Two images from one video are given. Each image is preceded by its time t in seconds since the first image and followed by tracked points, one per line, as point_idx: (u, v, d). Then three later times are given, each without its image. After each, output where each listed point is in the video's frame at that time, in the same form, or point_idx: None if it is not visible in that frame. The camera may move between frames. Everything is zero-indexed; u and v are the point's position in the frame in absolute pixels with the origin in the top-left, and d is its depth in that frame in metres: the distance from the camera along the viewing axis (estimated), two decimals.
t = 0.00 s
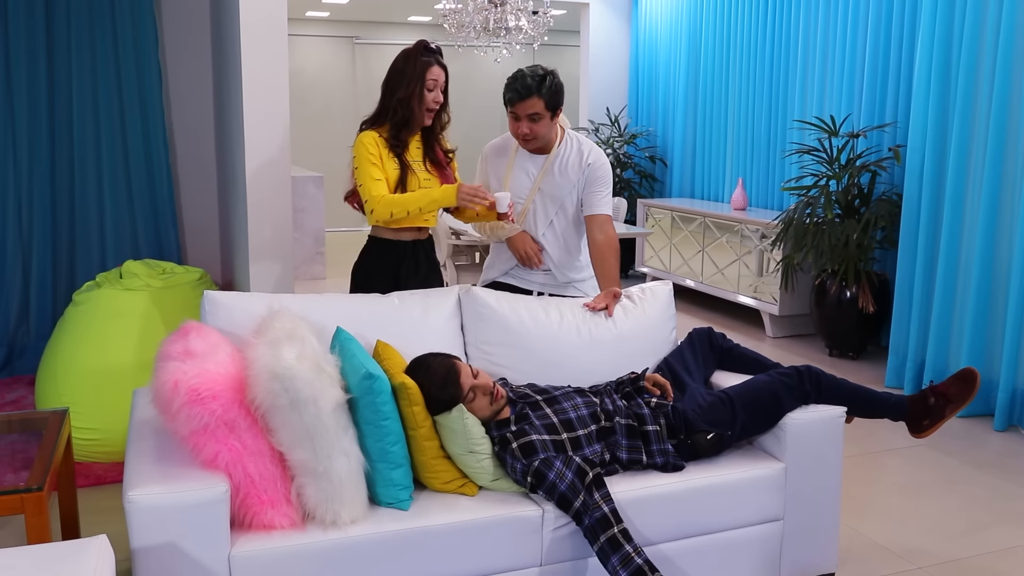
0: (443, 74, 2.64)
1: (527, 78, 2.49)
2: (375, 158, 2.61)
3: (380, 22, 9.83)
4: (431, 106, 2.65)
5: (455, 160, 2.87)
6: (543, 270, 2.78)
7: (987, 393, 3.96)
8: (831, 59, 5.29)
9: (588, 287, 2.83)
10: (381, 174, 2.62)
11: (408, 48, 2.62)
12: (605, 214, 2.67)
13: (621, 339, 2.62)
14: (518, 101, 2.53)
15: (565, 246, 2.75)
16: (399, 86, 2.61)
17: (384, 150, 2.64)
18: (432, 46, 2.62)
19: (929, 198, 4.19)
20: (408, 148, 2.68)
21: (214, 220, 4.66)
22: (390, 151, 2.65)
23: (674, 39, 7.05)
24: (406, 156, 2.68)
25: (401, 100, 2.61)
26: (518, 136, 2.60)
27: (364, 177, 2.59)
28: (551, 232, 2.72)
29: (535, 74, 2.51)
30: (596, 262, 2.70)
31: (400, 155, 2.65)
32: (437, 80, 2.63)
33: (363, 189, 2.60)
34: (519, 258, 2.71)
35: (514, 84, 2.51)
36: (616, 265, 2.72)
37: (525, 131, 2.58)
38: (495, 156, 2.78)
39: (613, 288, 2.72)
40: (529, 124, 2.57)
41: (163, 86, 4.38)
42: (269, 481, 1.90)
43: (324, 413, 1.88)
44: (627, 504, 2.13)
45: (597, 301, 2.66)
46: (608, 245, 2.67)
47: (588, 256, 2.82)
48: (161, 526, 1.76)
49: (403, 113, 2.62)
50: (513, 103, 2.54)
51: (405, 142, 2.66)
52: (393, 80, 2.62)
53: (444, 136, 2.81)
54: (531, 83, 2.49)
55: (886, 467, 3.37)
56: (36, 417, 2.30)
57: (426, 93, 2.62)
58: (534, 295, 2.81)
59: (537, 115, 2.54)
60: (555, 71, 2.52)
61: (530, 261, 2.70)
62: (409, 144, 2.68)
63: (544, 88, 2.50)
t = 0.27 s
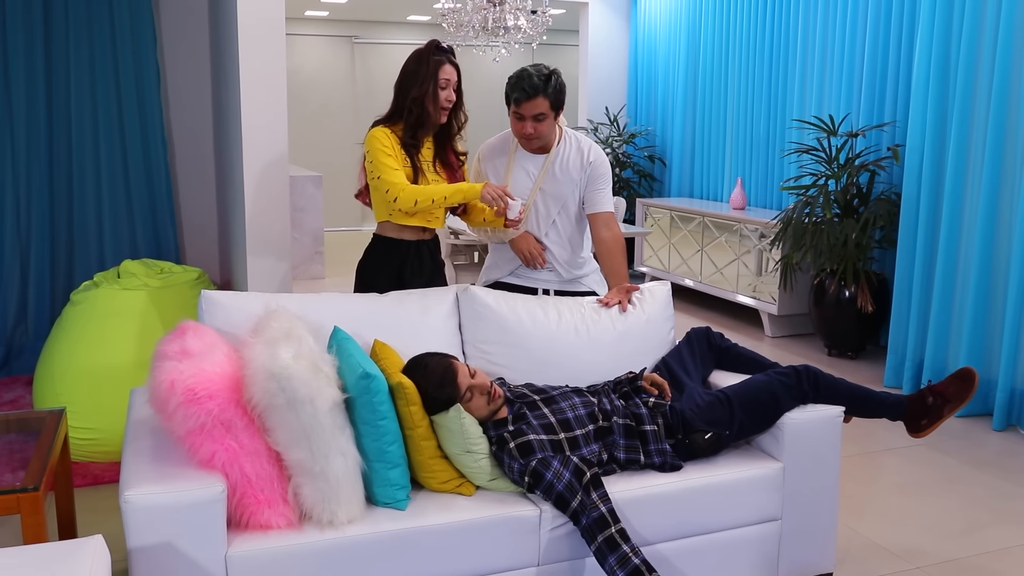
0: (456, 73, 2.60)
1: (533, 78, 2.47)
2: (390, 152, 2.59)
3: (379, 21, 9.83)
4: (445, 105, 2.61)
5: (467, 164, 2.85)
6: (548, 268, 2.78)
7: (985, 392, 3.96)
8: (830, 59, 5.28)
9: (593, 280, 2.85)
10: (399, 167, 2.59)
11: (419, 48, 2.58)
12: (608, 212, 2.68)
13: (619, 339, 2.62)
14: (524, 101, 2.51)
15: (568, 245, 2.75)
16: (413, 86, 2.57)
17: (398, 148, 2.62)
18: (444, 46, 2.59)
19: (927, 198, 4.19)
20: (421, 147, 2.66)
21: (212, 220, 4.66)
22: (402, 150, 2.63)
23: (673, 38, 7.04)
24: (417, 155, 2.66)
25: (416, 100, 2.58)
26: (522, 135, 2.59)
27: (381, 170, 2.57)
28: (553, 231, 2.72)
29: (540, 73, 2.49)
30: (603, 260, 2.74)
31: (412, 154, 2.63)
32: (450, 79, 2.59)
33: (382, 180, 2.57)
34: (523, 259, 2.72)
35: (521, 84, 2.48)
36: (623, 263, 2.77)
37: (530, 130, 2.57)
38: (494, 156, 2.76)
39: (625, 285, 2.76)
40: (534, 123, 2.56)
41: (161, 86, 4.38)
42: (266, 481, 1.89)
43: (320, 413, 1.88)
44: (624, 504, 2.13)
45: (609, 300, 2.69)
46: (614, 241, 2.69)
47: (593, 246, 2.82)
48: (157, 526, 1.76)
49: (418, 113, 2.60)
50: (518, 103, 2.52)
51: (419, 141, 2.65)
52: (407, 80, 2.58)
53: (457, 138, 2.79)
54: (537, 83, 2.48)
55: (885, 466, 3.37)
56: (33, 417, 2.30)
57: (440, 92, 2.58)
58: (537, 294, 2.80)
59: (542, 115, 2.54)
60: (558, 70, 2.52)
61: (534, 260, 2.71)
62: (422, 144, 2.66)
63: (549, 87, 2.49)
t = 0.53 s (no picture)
0: (455, 71, 2.62)
1: (534, 79, 2.47)
2: (384, 151, 2.58)
3: (380, 21, 9.82)
4: (447, 103, 2.63)
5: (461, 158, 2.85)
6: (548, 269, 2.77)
7: (986, 392, 3.96)
8: (831, 58, 5.27)
9: (594, 283, 2.85)
10: (393, 166, 2.58)
11: (418, 46, 2.58)
12: (609, 214, 2.67)
13: (619, 338, 2.61)
14: (524, 102, 2.50)
15: (566, 247, 2.75)
16: (417, 86, 2.56)
17: (393, 146, 2.61)
18: (443, 44, 2.59)
19: (928, 197, 4.19)
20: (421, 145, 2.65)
21: (212, 219, 4.65)
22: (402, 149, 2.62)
23: (673, 38, 7.04)
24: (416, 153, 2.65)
25: (420, 99, 2.57)
26: (523, 136, 2.58)
27: (375, 169, 2.56)
28: (551, 232, 2.71)
29: (541, 74, 2.48)
30: (603, 261, 2.73)
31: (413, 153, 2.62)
32: (449, 77, 2.61)
33: (375, 181, 2.57)
34: (518, 259, 2.71)
35: (522, 86, 2.48)
36: (624, 264, 2.75)
37: (530, 131, 2.57)
38: (494, 156, 2.76)
39: (625, 288, 2.76)
40: (534, 124, 2.55)
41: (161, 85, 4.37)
42: (265, 481, 1.89)
43: (319, 413, 1.87)
44: (623, 504, 2.12)
45: (609, 300, 2.68)
46: (615, 243, 2.68)
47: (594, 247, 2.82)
48: (156, 526, 1.76)
49: (421, 111, 2.59)
50: (519, 104, 2.51)
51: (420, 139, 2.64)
52: (407, 79, 2.57)
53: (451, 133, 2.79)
54: (537, 84, 2.47)
55: (885, 466, 3.36)
56: (32, 416, 2.29)
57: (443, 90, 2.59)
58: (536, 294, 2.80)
59: (542, 116, 2.53)
60: (559, 71, 2.52)
61: (529, 261, 2.70)
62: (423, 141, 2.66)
63: (550, 88, 2.48)
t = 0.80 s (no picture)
0: (447, 72, 2.60)
1: (535, 72, 2.48)
2: (379, 143, 2.57)
3: (378, 20, 9.81)
4: (435, 104, 2.61)
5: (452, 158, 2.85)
6: (544, 268, 2.77)
7: (983, 392, 3.96)
8: (828, 58, 5.28)
9: (592, 283, 2.85)
10: (391, 158, 2.57)
11: (411, 45, 2.56)
12: (607, 213, 2.67)
13: (616, 339, 2.61)
14: (525, 95, 2.50)
15: (563, 245, 2.74)
16: (404, 84, 2.55)
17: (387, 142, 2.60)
18: (437, 44, 2.58)
19: (926, 198, 4.18)
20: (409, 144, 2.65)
21: (209, 218, 4.65)
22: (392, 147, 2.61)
23: (671, 38, 7.04)
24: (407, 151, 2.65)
25: (406, 97, 2.57)
26: (522, 131, 2.57)
27: (374, 160, 2.54)
28: (548, 230, 2.71)
29: (542, 69, 2.50)
30: (601, 261, 2.72)
31: (402, 151, 2.62)
32: (441, 79, 2.58)
33: (375, 171, 2.53)
34: (515, 256, 2.71)
35: (522, 78, 2.49)
36: (621, 264, 2.74)
37: (531, 126, 2.55)
38: (493, 154, 2.76)
39: (623, 287, 2.75)
40: (534, 118, 2.54)
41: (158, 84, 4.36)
42: (261, 481, 1.88)
43: (315, 413, 1.87)
44: (621, 504, 2.12)
45: (607, 300, 2.68)
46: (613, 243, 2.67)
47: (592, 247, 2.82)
48: (150, 527, 1.75)
49: (407, 110, 2.59)
50: (520, 97, 2.51)
51: (408, 138, 2.63)
52: (396, 77, 2.56)
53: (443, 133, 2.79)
54: (538, 77, 2.48)
55: (883, 466, 3.36)
56: (27, 416, 2.28)
57: (431, 91, 2.57)
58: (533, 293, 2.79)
59: (543, 110, 2.52)
60: (560, 67, 2.53)
61: (526, 258, 2.70)
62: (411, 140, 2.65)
63: (551, 82, 2.49)
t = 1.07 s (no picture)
0: (444, 70, 2.59)
1: (538, 74, 2.46)
2: (382, 139, 2.55)
3: (378, 20, 9.80)
4: (432, 101, 2.60)
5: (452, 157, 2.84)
6: (544, 266, 2.76)
7: (984, 392, 3.95)
8: (829, 57, 5.27)
9: (592, 282, 2.84)
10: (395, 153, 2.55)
11: (408, 43, 2.56)
12: (607, 212, 2.67)
13: (616, 338, 2.60)
14: (528, 96, 2.49)
15: (564, 243, 2.74)
16: (401, 81, 2.55)
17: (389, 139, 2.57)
18: (433, 42, 2.57)
19: (927, 197, 4.18)
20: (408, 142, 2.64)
21: (209, 218, 4.64)
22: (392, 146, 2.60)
23: (672, 37, 7.03)
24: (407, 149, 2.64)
25: (403, 95, 2.56)
26: (524, 131, 2.58)
27: (380, 154, 2.50)
28: (548, 228, 2.70)
29: (546, 70, 2.48)
30: (601, 260, 2.71)
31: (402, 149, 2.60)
32: (438, 76, 2.58)
33: (382, 165, 2.50)
34: (515, 254, 2.71)
35: (526, 80, 2.47)
36: (622, 262, 2.73)
37: (533, 126, 2.56)
38: (494, 152, 2.76)
39: (623, 285, 2.74)
40: (537, 119, 2.55)
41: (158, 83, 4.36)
42: (261, 481, 1.88)
43: (315, 413, 1.86)
44: (621, 504, 2.11)
45: (607, 299, 2.67)
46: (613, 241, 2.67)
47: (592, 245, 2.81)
48: (150, 527, 1.74)
49: (405, 107, 2.58)
50: (523, 99, 2.51)
51: (407, 136, 2.62)
52: (393, 75, 2.55)
53: (442, 133, 2.78)
54: (542, 79, 2.46)
55: (883, 466, 3.36)
56: (27, 416, 2.28)
57: (428, 88, 2.57)
58: (532, 292, 2.78)
59: (546, 111, 2.53)
60: (564, 68, 2.51)
61: (525, 256, 2.69)
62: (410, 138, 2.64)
63: (555, 84, 2.47)
